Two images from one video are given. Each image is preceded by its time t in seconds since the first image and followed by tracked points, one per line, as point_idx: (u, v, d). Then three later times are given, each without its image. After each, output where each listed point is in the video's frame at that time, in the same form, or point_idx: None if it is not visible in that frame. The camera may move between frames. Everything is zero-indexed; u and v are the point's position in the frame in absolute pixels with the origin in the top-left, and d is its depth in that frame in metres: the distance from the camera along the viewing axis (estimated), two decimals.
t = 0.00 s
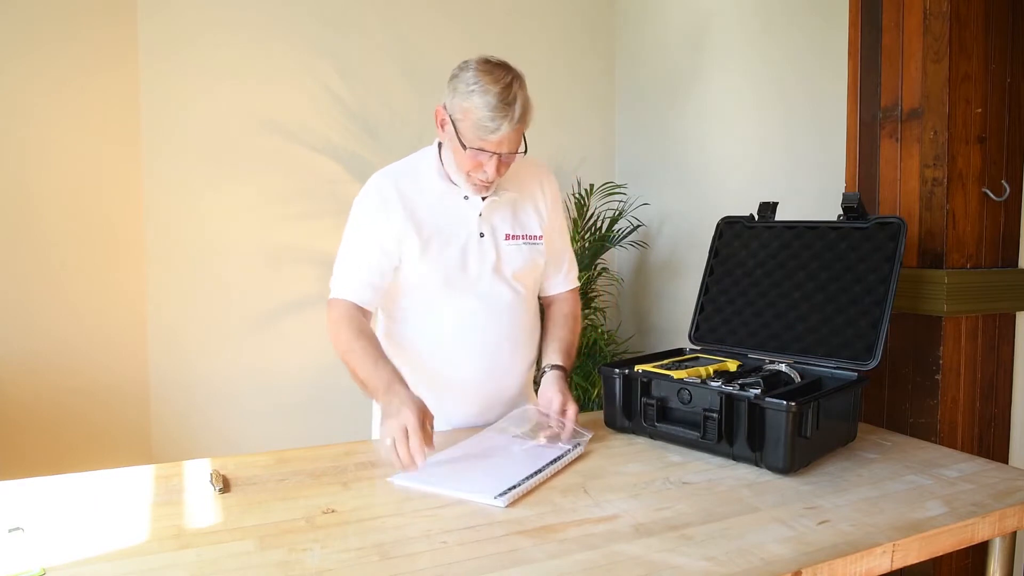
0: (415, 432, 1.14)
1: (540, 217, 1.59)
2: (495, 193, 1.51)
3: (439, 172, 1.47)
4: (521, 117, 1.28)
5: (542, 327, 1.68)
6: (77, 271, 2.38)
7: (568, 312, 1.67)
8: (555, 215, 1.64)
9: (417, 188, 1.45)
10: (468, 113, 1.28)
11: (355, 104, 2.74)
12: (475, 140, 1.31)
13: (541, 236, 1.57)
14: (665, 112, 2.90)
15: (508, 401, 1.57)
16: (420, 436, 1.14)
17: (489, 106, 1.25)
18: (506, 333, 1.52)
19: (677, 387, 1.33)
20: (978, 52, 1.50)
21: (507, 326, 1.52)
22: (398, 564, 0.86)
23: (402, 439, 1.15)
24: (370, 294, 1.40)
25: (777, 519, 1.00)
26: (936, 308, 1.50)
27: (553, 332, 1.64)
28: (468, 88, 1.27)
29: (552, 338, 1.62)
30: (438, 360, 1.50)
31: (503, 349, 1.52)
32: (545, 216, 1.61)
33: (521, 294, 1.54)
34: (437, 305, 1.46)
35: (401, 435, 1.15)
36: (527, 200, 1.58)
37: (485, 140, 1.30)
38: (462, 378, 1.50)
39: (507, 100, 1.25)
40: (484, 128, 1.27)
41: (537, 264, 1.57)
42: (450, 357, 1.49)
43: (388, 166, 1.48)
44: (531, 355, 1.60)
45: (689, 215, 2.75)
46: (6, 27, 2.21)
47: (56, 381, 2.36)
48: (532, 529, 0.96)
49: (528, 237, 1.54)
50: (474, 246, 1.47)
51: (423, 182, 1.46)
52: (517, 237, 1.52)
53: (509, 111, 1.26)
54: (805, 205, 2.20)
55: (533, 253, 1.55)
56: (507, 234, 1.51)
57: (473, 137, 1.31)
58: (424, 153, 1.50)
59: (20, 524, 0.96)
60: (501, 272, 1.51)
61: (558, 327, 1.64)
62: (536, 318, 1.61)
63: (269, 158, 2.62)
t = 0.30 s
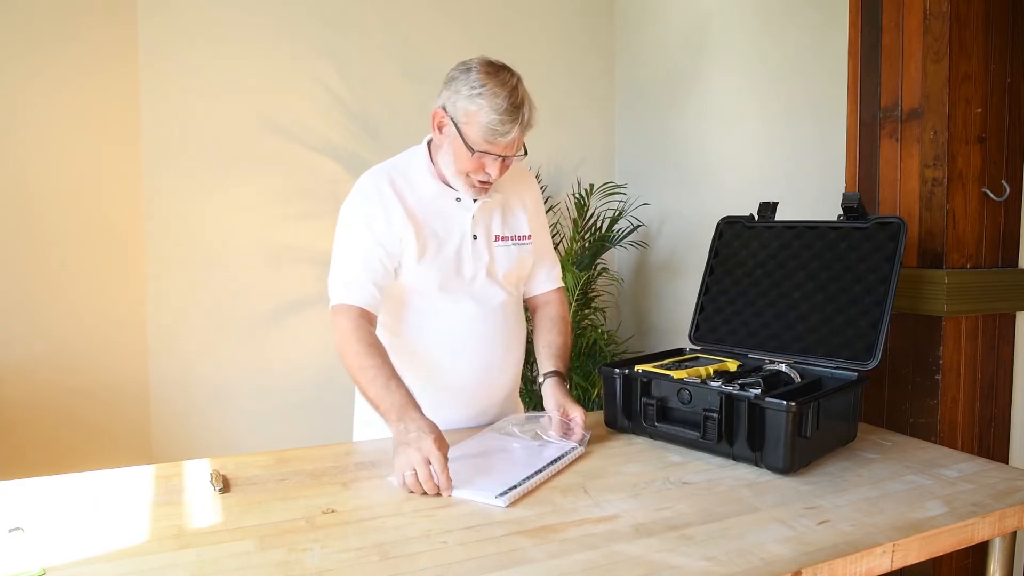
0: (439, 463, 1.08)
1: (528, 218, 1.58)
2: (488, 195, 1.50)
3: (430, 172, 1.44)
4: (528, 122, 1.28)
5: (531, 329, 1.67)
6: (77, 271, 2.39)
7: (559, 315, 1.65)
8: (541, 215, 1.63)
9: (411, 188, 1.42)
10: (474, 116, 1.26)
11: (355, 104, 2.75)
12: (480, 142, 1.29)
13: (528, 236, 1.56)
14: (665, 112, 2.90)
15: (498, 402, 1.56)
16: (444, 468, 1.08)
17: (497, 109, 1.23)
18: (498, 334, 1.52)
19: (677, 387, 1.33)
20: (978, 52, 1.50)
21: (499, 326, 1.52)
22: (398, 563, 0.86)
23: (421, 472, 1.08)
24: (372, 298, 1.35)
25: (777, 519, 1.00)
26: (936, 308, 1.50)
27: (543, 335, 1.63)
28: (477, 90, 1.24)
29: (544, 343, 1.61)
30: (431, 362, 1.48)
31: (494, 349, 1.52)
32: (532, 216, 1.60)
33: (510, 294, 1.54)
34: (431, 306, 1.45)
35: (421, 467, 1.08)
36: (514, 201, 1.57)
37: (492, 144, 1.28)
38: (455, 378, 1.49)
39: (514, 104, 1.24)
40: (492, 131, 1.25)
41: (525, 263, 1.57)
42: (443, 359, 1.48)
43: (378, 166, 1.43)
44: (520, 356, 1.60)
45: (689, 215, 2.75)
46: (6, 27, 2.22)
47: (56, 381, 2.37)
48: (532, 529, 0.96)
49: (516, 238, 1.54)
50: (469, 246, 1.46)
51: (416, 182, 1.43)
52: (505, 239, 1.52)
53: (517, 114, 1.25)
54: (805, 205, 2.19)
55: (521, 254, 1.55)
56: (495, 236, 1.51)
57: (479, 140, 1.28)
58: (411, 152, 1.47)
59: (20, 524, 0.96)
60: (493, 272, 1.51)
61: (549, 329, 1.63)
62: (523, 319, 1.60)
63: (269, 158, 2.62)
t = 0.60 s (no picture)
0: (426, 463, 1.09)
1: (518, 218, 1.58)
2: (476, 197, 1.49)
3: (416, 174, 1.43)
4: (516, 125, 1.28)
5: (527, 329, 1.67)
6: (77, 271, 2.39)
7: (553, 314, 1.66)
8: (532, 214, 1.63)
9: (397, 193, 1.41)
10: (462, 121, 1.25)
11: (355, 104, 2.75)
12: (468, 147, 1.28)
13: (519, 236, 1.56)
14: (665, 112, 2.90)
15: (491, 404, 1.56)
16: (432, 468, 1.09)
17: (485, 115, 1.22)
18: (489, 336, 1.51)
19: (677, 387, 1.33)
20: (978, 52, 1.50)
21: (490, 329, 1.51)
22: (398, 564, 0.86)
23: (410, 475, 1.08)
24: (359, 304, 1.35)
25: (777, 519, 1.00)
26: (936, 308, 1.50)
27: (539, 335, 1.63)
28: (463, 94, 1.23)
29: (540, 343, 1.61)
30: (422, 366, 1.48)
31: (486, 352, 1.51)
32: (523, 216, 1.60)
33: (501, 295, 1.54)
34: (421, 311, 1.45)
35: (412, 469, 1.09)
36: (504, 201, 1.56)
37: (480, 148, 1.28)
38: (447, 382, 1.49)
39: (502, 108, 1.24)
40: (480, 137, 1.25)
41: (516, 263, 1.57)
42: (434, 362, 1.48)
43: (362, 171, 1.43)
44: (513, 356, 1.59)
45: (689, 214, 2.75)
46: (6, 27, 2.22)
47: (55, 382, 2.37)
48: (532, 529, 0.96)
49: (507, 238, 1.54)
50: (457, 249, 1.46)
51: (400, 186, 1.42)
52: (496, 240, 1.52)
53: (505, 119, 1.24)
54: (805, 205, 2.19)
55: (511, 254, 1.55)
56: (486, 237, 1.51)
57: (467, 145, 1.28)
58: (395, 156, 1.46)
59: (20, 524, 0.96)
60: (483, 274, 1.51)
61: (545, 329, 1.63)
62: (515, 319, 1.59)
63: (269, 158, 2.62)
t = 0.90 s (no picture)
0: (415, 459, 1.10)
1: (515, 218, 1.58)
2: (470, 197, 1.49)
3: (409, 176, 1.43)
4: (506, 127, 1.27)
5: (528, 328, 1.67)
6: (78, 271, 2.39)
7: (552, 311, 1.66)
8: (530, 213, 1.63)
9: (390, 196, 1.41)
10: (451, 124, 1.25)
11: (355, 105, 2.75)
12: (458, 150, 1.28)
13: (516, 236, 1.57)
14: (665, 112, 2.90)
15: (491, 405, 1.55)
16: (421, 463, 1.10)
17: (473, 118, 1.22)
18: (486, 338, 1.51)
19: (677, 387, 1.33)
20: (978, 52, 1.50)
21: (487, 330, 1.51)
22: (398, 564, 0.86)
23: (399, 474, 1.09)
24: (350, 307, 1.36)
25: (777, 519, 1.00)
26: (936, 308, 1.50)
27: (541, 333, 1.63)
28: (452, 98, 1.23)
29: (542, 340, 1.62)
30: (419, 368, 1.47)
31: (484, 353, 1.51)
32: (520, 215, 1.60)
33: (499, 295, 1.54)
34: (416, 313, 1.45)
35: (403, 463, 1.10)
36: (500, 200, 1.56)
37: (470, 151, 1.28)
38: (445, 384, 1.49)
39: (491, 111, 1.23)
40: (469, 140, 1.25)
41: (514, 262, 1.58)
42: (431, 365, 1.47)
43: (354, 175, 1.43)
44: (512, 356, 1.58)
45: (689, 214, 2.75)
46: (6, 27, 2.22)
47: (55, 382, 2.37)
48: (532, 529, 0.96)
49: (504, 238, 1.54)
50: (452, 251, 1.46)
51: (393, 189, 1.42)
52: (492, 239, 1.52)
53: (494, 122, 1.24)
54: (805, 206, 2.19)
55: (507, 255, 1.55)
56: (482, 237, 1.51)
57: (456, 147, 1.28)
58: (388, 159, 1.46)
59: (20, 524, 0.96)
60: (478, 275, 1.51)
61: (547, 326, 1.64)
62: (514, 319, 1.59)
63: (269, 158, 2.62)
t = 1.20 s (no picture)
0: (412, 453, 1.11)
1: (516, 217, 1.58)
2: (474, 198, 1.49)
3: (411, 175, 1.43)
4: (511, 140, 1.28)
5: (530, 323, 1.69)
6: (78, 272, 2.39)
7: (555, 306, 1.68)
8: (532, 214, 1.63)
9: (390, 195, 1.42)
10: (456, 134, 1.25)
11: (355, 105, 2.75)
12: (462, 159, 1.29)
13: (518, 236, 1.57)
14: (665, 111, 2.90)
15: (492, 405, 1.55)
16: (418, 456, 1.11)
17: (479, 131, 1.23)
18: (487, 337, 1.51)
19: (677, 387, 1.33)
20: (978, 52, 1.50)
21: (488, 330, 1.51)
22: (397, 564, 0.86)
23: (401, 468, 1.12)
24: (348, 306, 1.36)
25: (778, 519, 1.00)
26: (936, 308, 1.50)
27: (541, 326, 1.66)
28: (459, 108, 1.23)
29: (542, 334, 1.64)
30: (420, 367, 1.47)
31: (485, 352, 1.51)
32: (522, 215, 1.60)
33: (500, 295, 1.54)
34: (417, 312, 1.45)
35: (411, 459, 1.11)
36: (502, 200, 1.56)
37: (474, 162, 1.28)
38: (445, 383, 1.48)
39: (498, 124, 1.24)
40: (474, 151, 1.25)
41: (516, 263, 1.57)
42: (432, 365, 1.47)
43: (357, 173, 1.43)
44: (514, 356, 1.58)
45: (689, 214, 2.75)
46: (6, 28, 2.22)
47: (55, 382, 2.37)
48: (532, 529, 0.96)
49: (505, 238, 1.54)
50: (453, 250, 1.45)
51: (394, 187, 1.42)
52: (494, 239, 1.52)
53: (499, 135, 1.25)
54: (805, 206, 2.20)
55: (509, 254, 1.55)
56: (484, 236, 1.51)
57: (460, 157, 1.28)
58: (391, 158, 1.47)
59: (20, 524, 0.96)
60: (480, 276, 1.50)
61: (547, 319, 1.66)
62: (516, 319, 1.59)
63: (269, 158, 2.62)
